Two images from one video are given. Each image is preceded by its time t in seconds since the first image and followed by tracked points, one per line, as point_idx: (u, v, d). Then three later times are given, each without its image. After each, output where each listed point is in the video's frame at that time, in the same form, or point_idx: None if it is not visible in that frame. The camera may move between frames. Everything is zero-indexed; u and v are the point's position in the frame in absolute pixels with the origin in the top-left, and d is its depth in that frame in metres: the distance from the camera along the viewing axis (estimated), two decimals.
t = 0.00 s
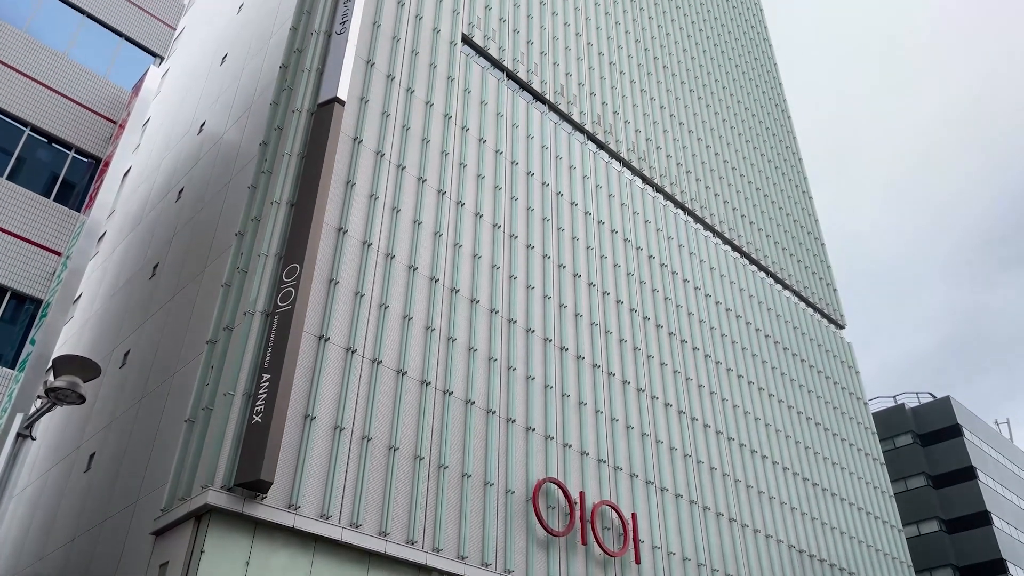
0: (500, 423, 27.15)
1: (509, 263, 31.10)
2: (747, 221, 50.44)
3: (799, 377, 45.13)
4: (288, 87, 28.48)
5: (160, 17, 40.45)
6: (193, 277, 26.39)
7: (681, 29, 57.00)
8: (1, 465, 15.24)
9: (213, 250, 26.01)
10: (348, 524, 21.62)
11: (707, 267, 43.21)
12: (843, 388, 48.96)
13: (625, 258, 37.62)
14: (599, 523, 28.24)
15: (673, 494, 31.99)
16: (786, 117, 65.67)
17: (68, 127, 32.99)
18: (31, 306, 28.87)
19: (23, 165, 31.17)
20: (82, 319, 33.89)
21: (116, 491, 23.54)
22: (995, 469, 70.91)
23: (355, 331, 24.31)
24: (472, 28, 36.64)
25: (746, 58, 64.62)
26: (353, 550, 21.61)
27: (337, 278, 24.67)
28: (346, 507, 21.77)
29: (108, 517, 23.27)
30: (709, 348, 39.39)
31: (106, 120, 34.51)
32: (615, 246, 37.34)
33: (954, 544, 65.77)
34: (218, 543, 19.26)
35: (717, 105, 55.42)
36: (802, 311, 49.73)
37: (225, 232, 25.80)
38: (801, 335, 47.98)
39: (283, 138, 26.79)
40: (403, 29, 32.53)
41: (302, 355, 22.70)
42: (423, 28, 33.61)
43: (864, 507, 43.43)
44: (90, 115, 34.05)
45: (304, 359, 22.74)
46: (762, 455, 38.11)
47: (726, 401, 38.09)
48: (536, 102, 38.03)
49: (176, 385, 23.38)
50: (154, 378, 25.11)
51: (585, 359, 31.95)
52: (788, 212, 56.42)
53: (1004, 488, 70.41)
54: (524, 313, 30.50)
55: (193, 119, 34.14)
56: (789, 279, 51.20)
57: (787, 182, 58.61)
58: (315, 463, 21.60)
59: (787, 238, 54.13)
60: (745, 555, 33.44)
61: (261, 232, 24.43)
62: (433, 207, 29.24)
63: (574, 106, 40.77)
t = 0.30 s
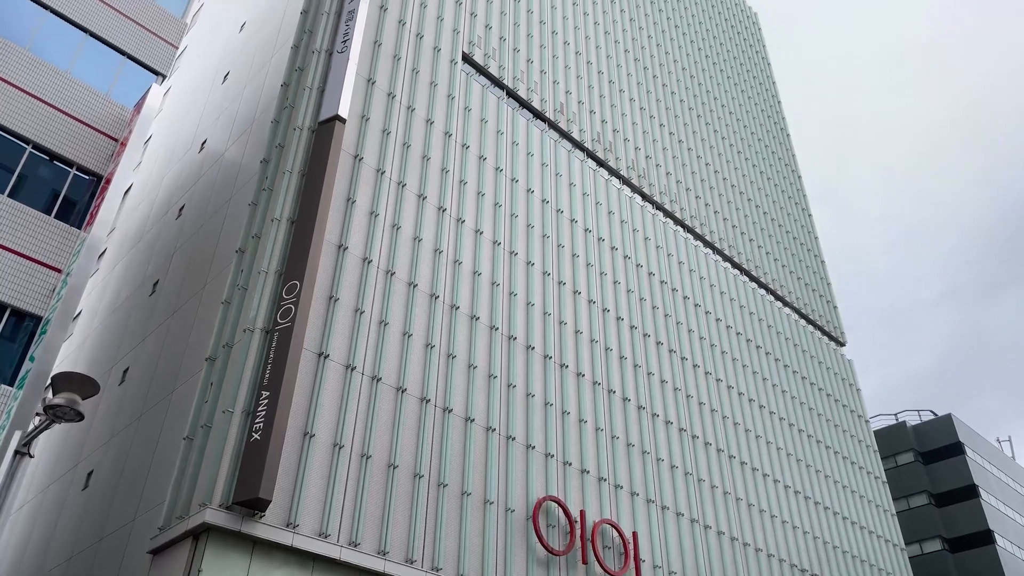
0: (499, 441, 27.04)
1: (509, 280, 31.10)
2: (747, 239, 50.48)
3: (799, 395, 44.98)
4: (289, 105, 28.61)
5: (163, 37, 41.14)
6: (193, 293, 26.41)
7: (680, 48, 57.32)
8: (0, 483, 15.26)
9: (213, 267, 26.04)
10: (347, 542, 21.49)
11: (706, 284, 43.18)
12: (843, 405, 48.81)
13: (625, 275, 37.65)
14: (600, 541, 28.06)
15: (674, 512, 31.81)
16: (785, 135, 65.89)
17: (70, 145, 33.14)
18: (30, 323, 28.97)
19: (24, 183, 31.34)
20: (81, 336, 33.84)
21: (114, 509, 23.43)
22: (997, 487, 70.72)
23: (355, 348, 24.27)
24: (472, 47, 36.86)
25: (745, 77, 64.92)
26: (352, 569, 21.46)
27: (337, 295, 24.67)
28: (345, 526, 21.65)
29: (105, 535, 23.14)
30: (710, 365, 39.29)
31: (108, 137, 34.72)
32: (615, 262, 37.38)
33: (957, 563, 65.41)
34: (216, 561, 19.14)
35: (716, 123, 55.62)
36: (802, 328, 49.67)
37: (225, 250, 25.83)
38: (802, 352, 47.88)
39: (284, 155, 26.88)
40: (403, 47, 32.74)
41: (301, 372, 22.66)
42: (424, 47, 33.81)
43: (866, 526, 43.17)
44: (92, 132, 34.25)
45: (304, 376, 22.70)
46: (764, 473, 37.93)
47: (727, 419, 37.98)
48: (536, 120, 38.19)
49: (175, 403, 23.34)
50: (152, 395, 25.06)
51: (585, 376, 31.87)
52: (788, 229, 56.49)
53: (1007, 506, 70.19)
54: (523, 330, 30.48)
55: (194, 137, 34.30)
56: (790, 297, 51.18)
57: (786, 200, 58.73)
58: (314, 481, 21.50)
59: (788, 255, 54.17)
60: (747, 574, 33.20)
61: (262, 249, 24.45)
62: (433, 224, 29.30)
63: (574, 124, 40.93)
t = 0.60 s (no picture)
0: (499, 459, 26.92)
1: (508, 297, 31.09)
2: (747, 256, 50.54)
3: (800, 412, 44.85)
4: (290, 123, 28.72)
5: (166, 55, 40.90)
6: (193, 310, 26.43)
7: (679, 67, 57.66)
8: None
9: (213, 284, 26.07)
10: (345, 561, 21.35)
11: (706, 301, 43.17)
12: (844, 423, 48.66)
13: (625, 292, 37.66)
14: (600, 560, 27.86)
15: (674, 531, 31.63)
16: (784, 153, 66.13)
17: (72, 162, 33.25)
18: (31, 339, 28.95)
19: (26, 200, 31.36)
20: (81, 354, 33.80)
21: (112, 528, 23.31)
22: (999, 506, 70.42)
23: (354, 366, 24.24)
24: (472, 66, 37.05)
25: (744, 95, 65.27)
26: None
27: (337, 312, 24.67)
28: (344, 545, 21.52)
29: (102, 554, 23.00)
30: (710, 383, 39.20)
31: (110, 155, 34.81)
32: (615, 280, 37.41)
33: None
34: None
35: (715, 141, 55.84)
36: (802, 345, 49.62)
37: (226, 267, 25.87)
38: (802, 369, 47.77)
39: (285, 173, 26.96)
40: (404, 66, 32.93)
41: (301, 389, 22.62)
42: (424, 65, 33.99)
43: (868, 545, 42.91)
44: (95, 150, 34.37)
45: (303, 393, 22.65)
46: (764, 491, 37.75)
47: (728, 437, 37.86)
48: (536, 138, 38.35)
49: (174, 420, 23.29)
50: (151, 412, 25.01)
51: (585, 394, 31.79)
52: (788, 247, 56.56)
53: (1009, 525, 69.86)
54: (523, 348, 30.44)
55: (195, 155, 34.43)
56: (790, 314, 51.17)
57: (786, 218, 58.86)
58: (312, 499, 21.40)
59: (787, 273, 54.21)
60: None
61: (262, 266, 24.47)
62: (434, 241, 29.34)
63: (574, 143, 41.09)
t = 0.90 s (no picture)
0: (499, 477, 26.78)
1: (508, 314, 31.08)
2: (747, 273, 50.54)
3: (801, 430, 44.68)
4: (291, 141, 28.83)
5: (168, 74, 41.13)
6: (192, 327, 26.43)
7: (678, 85, 57.95)
8: None
9: (212, 302, 26.08)
10: None
11: (706, 318, 43.13)
12: (845, 440, 48.48)
13: (625, 309, 37.65)
14: None
15: (675, 550, 31.44)
16: (784, 171, 66.34)
17: (73, 180, 33.37)
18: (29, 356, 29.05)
19: (27, 218, 31.53)
20: (79, 371, 33.72)
21: (109, 547, 23.18)
22: (1002, 524, 70.03)
23: (354, 384, 24.19)
24: (472, 84, 37.22)
25: (743, 113, 65.55)
26: None
27: (337, 329, 24.65)
28: (342, 564, 21.36)
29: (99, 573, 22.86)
30: (710, 400, 39.09)
31: (111, 172, 34.97)
32: (615, 296, 37.41)
33: None
34: None
35: (714, 159, 56.03)
36: (802, 363, 49.53)
37: (225, 284, 25.90)
38: (802, 387, 47.66)
39: (286, 191, 27.04)
40: (405, 84, 33.09)
41: (300, 407, 22.56)
42: (425, 83, 34.16)
43: (870, 564, 42.61)
44: (96, 168, 34.53)
45: (302, 411, 22.58)
46: (765, 509, 37.55)
47: (728, 455, 37.72)
48: (536, 155, 38.48)
49: (172, 437, 23.24)
50: (150, 430, 24.94)
51: (586, 412, 31.70)
52: (788, 264, 56.60)
53: (1012, 544, 69.46)
54: (523, 365, 30.37)
55: (196, 174, 34.54)
56: (790, 331, 51.13)
57: (785, 235, 58.95)
58: (311, 517, 21.28)
59: (787, 290, 54.20)
60: None
61: (262, 283, 24.48)
62: (434, 258, 29.36)
63: (574, 160, 41.23)
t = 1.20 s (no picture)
0: (498, 495, 26.66)
1: (508, 330, 31.07)
2: (746, 290, 50.55)
3: (802, 448, 44.51)
4: (292, 159, 28.95)
5: (170, 92, 41.52)
6: (192, 345, 26.37)
7: (678, 104, 58.25)
8: None
9: (212, 319, 26.05)
10: None
11: (706, 335, 43.09)
12: (847, 458, 48.29)
13: (625, 326, 37.63)
14: None
15: (677, 569, 31.24)
16: (783, 189, 66.55)
17: (75, 198, 33.56)
18: (28, 374, 28.98)
19: (28, 236, 31.58)
20: (78, 389, 33.61)
21: (106, 566, 23.00)
22: (1005, 543, 69.64)
23: (354, 401, 24.15)
24: (472, 102, 37.40)
25: (742, 132, 65.86)
26: None
27: (336, 346, 24.63)
28: None
29: None
30: (710, 417, 38.97)
31: (112, 190, 35.18)
32: (615, 313, 37.41)
33: None
34: None
35: (714, 177, 56.23)
36: (803, 380, 49.44)
37: (225, 301, 25.88)
38: (803, 404, 47.53)
39: (286, 209, 27.11)
40: (406, 102, 33.27)
41: (300, 425, 22.50)
42: (425, 102, 34.34)
43: None
44: (97, 186, 34.77)
45: (301, 429, 22.51)
46: (767, 528, 37.33)
47: (729, 472, 37.57)
48: (536, 173, 38.62)
49: (171, 455, 23.13)
50: (149, 448, 24.82)
51: (586, 429, 31.60)
52: (788, 282, 56.63)
53: (1015, 563, 69.05)
54: (523, 383, 30.30)
55: (196, 192, 34.64)
56: (791, 349, 51.09)
57: (785, 253, 59.04)
58: (310, 536, 21.15)
59: (787, 307, 54.20)
60: None
61: (262, 300, 24.49)
62: (434, 275, 29.38)
63: (574, 178, 41.37)
